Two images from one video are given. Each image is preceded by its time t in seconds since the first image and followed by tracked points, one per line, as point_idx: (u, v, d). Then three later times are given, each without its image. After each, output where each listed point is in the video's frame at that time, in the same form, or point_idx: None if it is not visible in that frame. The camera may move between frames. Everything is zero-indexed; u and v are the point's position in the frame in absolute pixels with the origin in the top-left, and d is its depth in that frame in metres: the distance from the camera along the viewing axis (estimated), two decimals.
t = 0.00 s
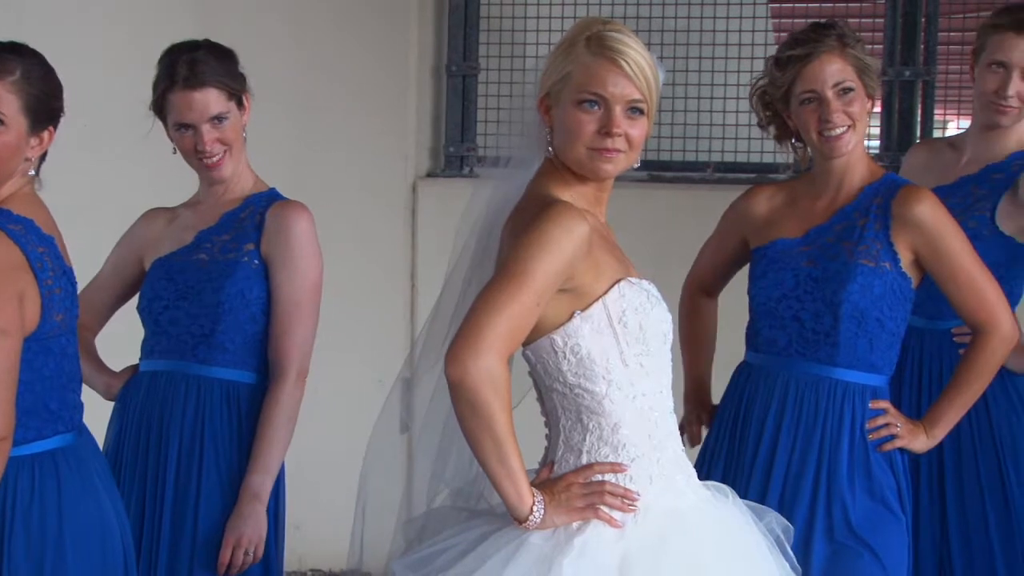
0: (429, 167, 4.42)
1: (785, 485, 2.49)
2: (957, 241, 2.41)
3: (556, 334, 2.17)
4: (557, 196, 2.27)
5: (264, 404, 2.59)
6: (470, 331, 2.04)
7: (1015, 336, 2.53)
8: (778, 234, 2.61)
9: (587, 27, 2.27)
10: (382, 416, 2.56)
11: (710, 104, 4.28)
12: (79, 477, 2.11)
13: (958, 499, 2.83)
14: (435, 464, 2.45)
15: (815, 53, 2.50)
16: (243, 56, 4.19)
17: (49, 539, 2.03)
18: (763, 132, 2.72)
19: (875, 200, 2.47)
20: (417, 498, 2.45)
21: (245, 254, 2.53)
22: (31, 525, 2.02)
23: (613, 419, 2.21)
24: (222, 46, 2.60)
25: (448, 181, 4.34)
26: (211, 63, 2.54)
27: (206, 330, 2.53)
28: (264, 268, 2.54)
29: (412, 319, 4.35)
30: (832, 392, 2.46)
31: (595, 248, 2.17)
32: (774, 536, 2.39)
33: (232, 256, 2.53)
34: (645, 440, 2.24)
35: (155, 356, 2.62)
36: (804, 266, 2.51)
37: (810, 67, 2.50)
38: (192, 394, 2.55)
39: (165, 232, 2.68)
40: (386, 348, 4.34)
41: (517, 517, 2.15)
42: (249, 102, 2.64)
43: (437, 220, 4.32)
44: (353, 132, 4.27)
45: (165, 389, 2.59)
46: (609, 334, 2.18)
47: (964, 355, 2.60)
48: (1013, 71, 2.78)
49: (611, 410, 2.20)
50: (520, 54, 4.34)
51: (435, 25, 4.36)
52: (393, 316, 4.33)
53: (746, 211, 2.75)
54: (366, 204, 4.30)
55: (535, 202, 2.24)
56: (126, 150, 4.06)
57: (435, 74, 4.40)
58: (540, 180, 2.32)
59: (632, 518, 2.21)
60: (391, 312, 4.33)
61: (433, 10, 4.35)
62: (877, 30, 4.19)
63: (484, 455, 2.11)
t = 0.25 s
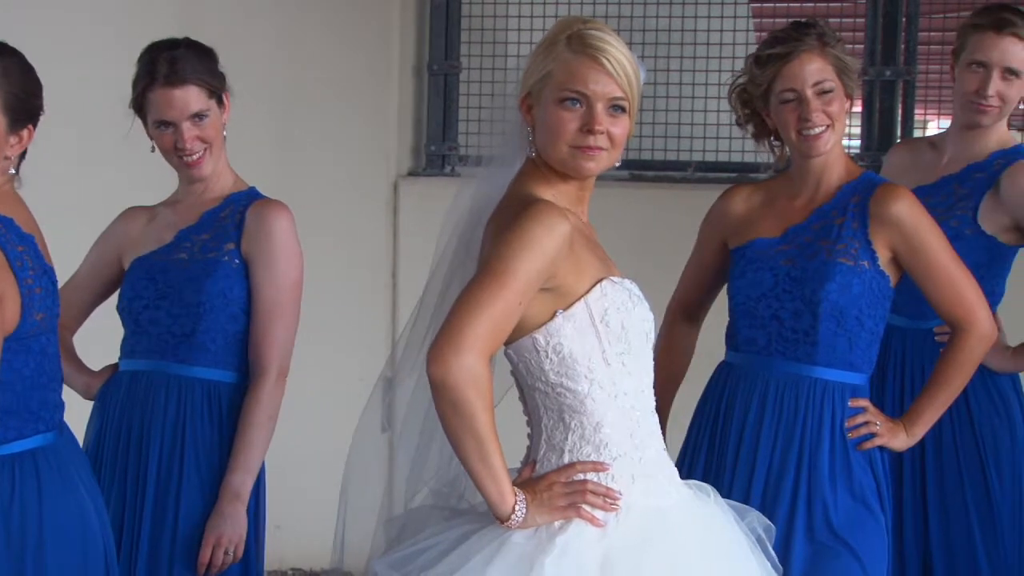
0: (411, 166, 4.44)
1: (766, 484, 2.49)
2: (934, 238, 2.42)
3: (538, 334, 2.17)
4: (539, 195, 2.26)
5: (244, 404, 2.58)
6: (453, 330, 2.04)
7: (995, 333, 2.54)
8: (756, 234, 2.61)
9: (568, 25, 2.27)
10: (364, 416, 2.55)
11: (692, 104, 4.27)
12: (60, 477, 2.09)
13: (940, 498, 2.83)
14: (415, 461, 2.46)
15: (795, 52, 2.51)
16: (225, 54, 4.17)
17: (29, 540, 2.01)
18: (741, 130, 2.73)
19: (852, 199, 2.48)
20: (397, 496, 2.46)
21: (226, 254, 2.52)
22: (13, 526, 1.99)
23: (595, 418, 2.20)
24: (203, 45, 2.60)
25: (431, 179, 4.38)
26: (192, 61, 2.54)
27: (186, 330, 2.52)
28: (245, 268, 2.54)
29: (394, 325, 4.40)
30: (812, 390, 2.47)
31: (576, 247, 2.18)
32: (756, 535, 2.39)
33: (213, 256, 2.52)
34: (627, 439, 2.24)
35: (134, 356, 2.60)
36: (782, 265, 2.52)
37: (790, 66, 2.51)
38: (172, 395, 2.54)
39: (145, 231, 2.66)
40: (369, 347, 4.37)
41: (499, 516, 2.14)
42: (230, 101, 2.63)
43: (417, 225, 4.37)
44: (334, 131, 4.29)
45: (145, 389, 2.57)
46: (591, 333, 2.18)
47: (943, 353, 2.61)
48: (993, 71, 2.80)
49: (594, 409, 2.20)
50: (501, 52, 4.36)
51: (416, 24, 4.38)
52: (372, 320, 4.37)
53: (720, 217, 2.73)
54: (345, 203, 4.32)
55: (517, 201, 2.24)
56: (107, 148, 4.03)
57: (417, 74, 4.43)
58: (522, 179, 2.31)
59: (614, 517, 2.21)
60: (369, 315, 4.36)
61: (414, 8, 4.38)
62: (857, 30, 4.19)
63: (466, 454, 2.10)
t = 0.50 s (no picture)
0: (384, 163, 4.44)
1: (738, 481, 2.50)
2: (903, 235, 2.43)
3: (512, 332, 2.16)
4: (513, 192, 2.26)
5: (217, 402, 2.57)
6: (427, 327, 2.04)
7: (964, 331, 2.55)
8: (725, 231, 2.62)
9: (542, 22, 2.27)
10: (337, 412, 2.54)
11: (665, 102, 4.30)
12: (32, 477, 2.07)
13: (915, 499, 2.83)
14: (388, 458, 2.46)
15: (767, 50, 2.51)
16: (200, 52, 4.15)
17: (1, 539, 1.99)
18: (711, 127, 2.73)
19: (822, 196, 2.48)
20: (370, 491, 2.46)
21: (199, 251, 2.51)
22: None
23: (569, 416, 2.20)
24: (175, 41, 2.59)
25: (405, 177, 4.37)
26: (164, 57, 2.53)
27: (159, 328, 2.50)
28: (218, 266, 2.53)
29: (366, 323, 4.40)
30: (783, 387, 2.48)
31: (550, 243, 2.18)
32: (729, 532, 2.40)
33: (186, 253, 2.51)
34: (601, 436, 2.24)
35: (107, 354, 2.58)
36: (751, 262, 2.52)
37: (762, 63, 2.51)
38: (145, 393, 2.53)
39: (118, 227, 2.64)
40: (342, 346, 4.38)
41: (474, 512, 2.15)
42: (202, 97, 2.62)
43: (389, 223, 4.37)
44: (308, 130, 4.30)
45: (117, 387, 2.55)
46: (565, 331, 2.18)
47: (912, 351, 2.62)
48: (966, 70, 2.81)
49: (568, 407, 2.20)
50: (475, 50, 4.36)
51: (390, 21, 4.39)
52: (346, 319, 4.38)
53: (689, 216, 2.72)
54: (318, 201, 4.33)
55: (491, 197, 2.24)
56: (80, 147, 4.02)
57: (390, 71, 4.42)
58: (496, 176, 2.31)
59: (588, 514, 2.21)
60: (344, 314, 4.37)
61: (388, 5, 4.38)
62: (830, 28, 4.22)
63: (441, 451, 2.11)
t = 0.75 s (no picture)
0: (364, 159, 4.45)
1: (716, 477, 2.51)
2: (879, 232, 2.45)
3: (491, 328, 2.16)
4: (493, 189, 2.26)
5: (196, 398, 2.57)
6: (408, 323, 2.04)
7: (939, 328, 2.57)
8: (702, 228, 2.63)
9: (521, 19, 2.27)
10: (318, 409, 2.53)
11: (644, 99, 4.32)
12: (10, 472, 2.05)
13: (894, 500, 2.84)
14: (369, 455, 2.46)
15: (746, 47, 2.52)
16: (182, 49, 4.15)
17: None
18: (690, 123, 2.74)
19: (799, 193, 2.50)
20: (352, 490, 2.47)
21: (178, 248, 2.51)
22: None
23: (549, 412, 2.20)
24: (155, 37, 2.58)
25: (387, 173, 4.37)
26: (144, 53, 2.52)
27: (138, 325, 2.50)
28: (198, 262, 2.53)
29: (345, 318, 4.39)
30: (760, 383, 2.48)
31: (530, 239, 2.18)
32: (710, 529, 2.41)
33: (165, 250, 2.50)
34: (580, 432, 2.24)
35: (85, 350, 2.57)
36: (727, 259, 2.53)
37: (741, 60, 2.52)
38: (125, 390, 2.52)
39: (95, 224, 2.64)
40: (322, 343, 4.36)
41: (453, 510, 2.15)
42: (181, 93, 2.62)
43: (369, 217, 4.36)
44: (288, 126, 4.28)
45: (96, 383, 2.55)
46: (544, 327, 2.18)
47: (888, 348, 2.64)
48: (945, 68, 2.82)
49: (547, 403, 2.20)
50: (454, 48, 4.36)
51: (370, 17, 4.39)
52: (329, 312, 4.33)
53: (668, 214, 2.73)
54: (298, 199, 4.31)
55: (470, 194, 2.24)
56: (59, 143, 4.01)
57: (370, 67, 4.43)
58: (475, 173, 2.31)
59: (567, 510, 2.21)
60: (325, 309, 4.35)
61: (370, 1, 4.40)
62: (810, 25, 4.22)
63: (421, 448, 2.11)
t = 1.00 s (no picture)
0: (342, 156, 4.42)
1: (692, 474, 2.52)
2: (855, 231, 2.46)
3: (469, 325, 2.16)
4: (470, 187, 2.26)
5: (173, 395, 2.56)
6: (387, 321, 2.04)
7: (916, 326, 2.58)
8: (679, 226, 2.63)
9: (499, 17, 2.27)
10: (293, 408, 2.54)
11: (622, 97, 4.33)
12: None
13: (870, 500, 2.85)
14: (347, 454, 2.46)
15: (724, 45, 2.53)
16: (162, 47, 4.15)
17: None
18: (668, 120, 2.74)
19: (776, 191, 2.51)
20: (328, 487, 2.47)
21: (155, 245, 2.50)
22: None
23: (526, 409, 2.20)
24: (132, 34, 2.58)
25: (361, 171, 4.33)
26: (121, 50, 2.52)
27: (115, 322, 2.49)
28: (175, 259, 2.52)
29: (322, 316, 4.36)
30: (736, 380, 2.49)
31: (507, 238, 2.18)
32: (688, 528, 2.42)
33: (142, 247, 2.50)
34: (557, 430, 2.24)
35: (62, 347, 2.57)
36: (703, 257, 2.54)
37: (719, 58, 2.53)
38: (102, 387, 2.51)
39: (72, 221, 2.63)
40: (299, 340, 4.36)
41: (430, 506, 2.14)
42: (158, 91, 2.61)
43: (347, 213, 4.32)
44: (267, 124, 4.28)
45: (72, 380, 2.54)
46: (521, 325, 2.18)
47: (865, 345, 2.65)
48: (920, 67, 2.83)
49: (525, 401, 2.20)
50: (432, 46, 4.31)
51: (348, 15, 4.36)
52: (304, 313, 4.35)
53: (647, 212, 2.74)
54: (276, 197, 4.31)
55: (447, 192, 2.24)
56: (37, 140, 4.00)
57: (348, 64, 4.39)
58: (452, 171, 2.31)
59: (543, 508, 2.22)
60: (303, 307, 4.34)
61: None
62: (787, 23, 4.24)
63: (399, 447, 2.11)
